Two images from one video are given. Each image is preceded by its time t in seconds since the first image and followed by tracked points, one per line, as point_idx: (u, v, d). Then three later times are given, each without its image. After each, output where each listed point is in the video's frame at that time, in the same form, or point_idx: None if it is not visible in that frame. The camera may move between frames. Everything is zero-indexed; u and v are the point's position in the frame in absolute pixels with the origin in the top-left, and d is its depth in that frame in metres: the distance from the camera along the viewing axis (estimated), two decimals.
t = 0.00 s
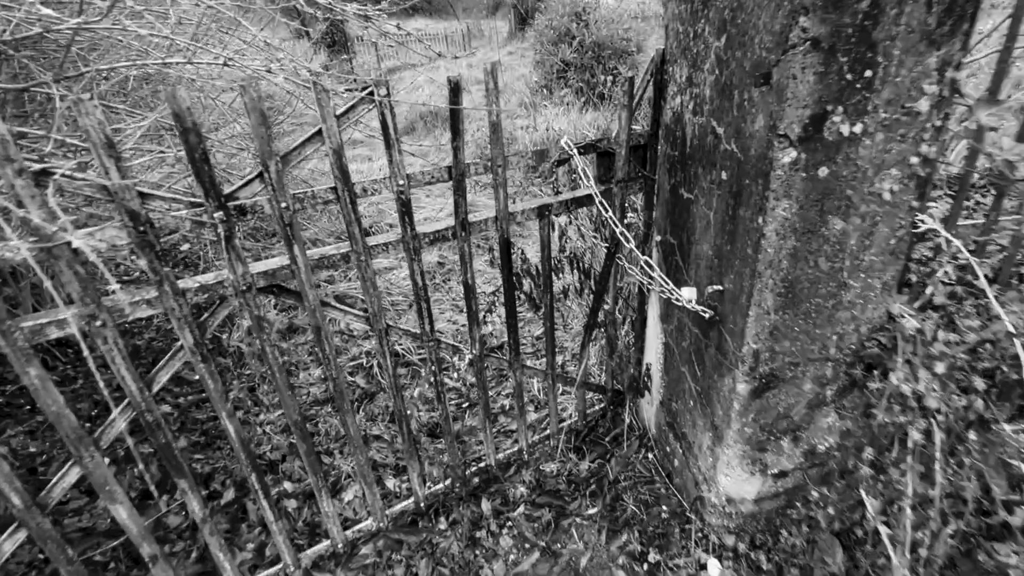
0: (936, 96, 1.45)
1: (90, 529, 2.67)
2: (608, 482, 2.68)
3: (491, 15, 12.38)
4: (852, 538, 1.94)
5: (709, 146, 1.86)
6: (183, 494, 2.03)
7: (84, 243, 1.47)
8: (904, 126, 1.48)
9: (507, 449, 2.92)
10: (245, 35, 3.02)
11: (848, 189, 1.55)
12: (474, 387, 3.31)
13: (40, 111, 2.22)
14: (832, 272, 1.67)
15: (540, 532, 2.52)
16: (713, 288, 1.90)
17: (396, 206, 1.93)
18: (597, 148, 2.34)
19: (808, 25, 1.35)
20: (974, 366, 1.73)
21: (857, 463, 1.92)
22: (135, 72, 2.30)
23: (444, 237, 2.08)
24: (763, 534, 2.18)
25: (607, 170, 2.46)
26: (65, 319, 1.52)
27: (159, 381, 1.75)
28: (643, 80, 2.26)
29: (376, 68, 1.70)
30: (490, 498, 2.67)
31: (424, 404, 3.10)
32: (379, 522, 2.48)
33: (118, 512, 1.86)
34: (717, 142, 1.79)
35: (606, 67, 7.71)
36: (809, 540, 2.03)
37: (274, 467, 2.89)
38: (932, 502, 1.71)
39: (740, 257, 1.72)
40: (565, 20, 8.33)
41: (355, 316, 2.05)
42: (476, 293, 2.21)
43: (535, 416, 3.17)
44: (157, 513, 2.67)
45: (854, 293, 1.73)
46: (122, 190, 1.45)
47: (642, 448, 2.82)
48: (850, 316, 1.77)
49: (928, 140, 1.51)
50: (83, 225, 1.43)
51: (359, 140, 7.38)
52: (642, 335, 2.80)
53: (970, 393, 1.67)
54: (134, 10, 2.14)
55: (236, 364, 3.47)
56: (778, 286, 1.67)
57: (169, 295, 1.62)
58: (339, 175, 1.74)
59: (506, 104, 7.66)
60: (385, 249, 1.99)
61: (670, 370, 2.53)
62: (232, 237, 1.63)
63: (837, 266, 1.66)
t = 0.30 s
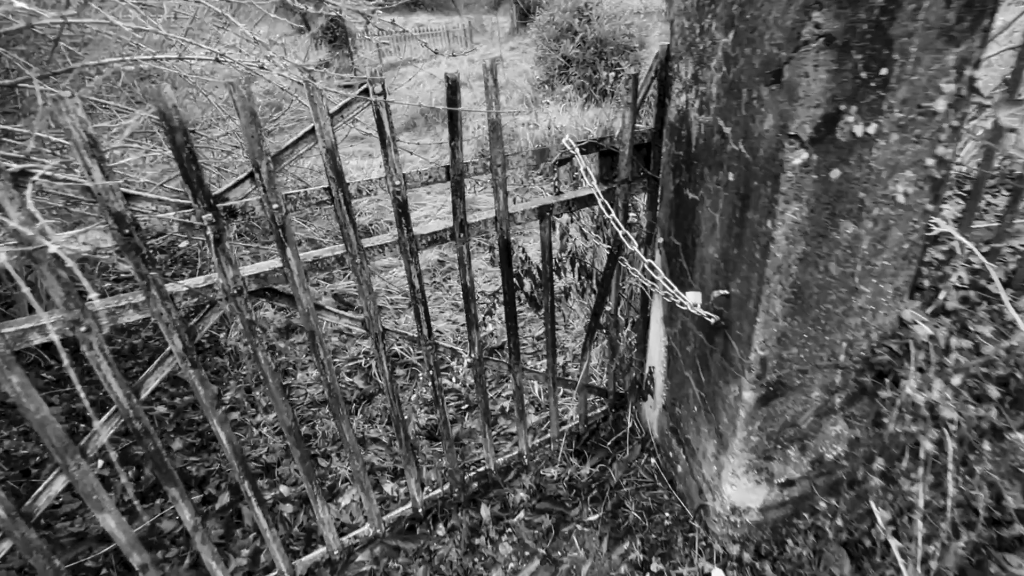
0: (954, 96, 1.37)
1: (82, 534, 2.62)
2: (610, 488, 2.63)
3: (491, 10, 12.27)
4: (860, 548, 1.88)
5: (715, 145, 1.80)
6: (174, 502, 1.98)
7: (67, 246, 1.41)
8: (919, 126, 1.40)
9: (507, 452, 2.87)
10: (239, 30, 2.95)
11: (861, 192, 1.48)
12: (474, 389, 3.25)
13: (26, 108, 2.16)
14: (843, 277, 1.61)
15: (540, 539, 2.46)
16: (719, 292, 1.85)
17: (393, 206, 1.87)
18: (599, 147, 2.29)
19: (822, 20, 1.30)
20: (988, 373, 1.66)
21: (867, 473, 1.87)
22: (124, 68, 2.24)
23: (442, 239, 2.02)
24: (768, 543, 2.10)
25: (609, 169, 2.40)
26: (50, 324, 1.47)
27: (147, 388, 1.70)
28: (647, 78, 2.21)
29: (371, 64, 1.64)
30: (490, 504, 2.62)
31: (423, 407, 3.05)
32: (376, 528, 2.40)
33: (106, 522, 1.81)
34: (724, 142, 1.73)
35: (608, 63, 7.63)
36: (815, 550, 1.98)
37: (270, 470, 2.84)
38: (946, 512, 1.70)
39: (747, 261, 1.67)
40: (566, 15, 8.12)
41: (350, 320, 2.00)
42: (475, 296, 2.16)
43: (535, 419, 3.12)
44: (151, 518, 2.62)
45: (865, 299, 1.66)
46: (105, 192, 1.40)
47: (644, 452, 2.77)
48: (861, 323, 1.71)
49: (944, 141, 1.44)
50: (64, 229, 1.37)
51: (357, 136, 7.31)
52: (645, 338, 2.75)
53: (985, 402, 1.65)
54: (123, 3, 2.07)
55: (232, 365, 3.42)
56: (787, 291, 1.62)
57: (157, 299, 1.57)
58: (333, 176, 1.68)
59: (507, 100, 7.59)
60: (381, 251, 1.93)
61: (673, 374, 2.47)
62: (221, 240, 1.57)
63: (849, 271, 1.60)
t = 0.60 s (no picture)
0: (976, 96, 1.30)
1: (72, 541, 2.57)
2: (612, 496, 2.57)
3: (494, 7, 12.16)
4: (869, 561, 1.81)
5: (722, 146, 1.73)
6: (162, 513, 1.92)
7: (45, 252, 1.34)
8: (938, 128, 1.34)
9: (506, 458, 2.81)
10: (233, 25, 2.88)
11: (876, 197, 1.42)
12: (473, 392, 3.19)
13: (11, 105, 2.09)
14: (856, 284, 1.55)
15: (539, 549, 2.40)
16: (725, 299, 1.78)
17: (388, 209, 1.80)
18: (602, 148, 2.21)
19: (838, 16, 1.23)
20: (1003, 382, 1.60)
21: (878, 487, 1.81)
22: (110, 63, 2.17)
23: (439, 242, 1.96)
24: (774, 556, 2.04)
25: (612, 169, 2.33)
26: (29, 331, 1.41)
27: (132, 397, 1.63)
28: (652, 76, 2.14)
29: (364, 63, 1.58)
30: (488, 512, 2.56)
31: (421, 411, 2.99)
32: (371, 537, 2.35)
33: (91, 534, 1.75)
34: (732, 143, 1.67)
35: (610, 61, 7.55)
36: (824, 564, 1.91)
37: (264, 476, 2.78)
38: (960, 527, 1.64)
39: (756, 268, 1.61)
40: (567, 12, 7.94)
41: (345, 326, 1.94)
42: (473, 300, 2.10)
43: (535, 424, 3.06)
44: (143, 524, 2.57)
45: (877, 308, 1.60)
46: (85, 195, 1.33)
47: (647, 460, 2.71)
48: (873, 332, 1.65)
49: (964, 143, 1.37)
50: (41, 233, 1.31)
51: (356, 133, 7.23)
52: (648, 342, 2.69)
53: (1001, 413, 1.60)
54: None
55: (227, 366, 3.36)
56: (797, 300, 1.55)
57: (141, 305, 1.51)
58: (326, 177, 1.62)
59: (508, 98, 7.50)
60: (376, 255, 1.86)
61: (677, 380, 2.41)
62: (208, 244, 1.51)
63: (862, 278, 1.54)
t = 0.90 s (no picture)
0: (1001, 101, 1.17)
1: (60, 551, 2.50)
2: (613, 507, 2.50)
3: (495, 4, 12.08)
4: None
5: (731, 151, 1.66)
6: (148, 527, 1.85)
7: (18, 262, 1.27)
8: (959, 134, 1.22)
9: (505, 467, 2.75)
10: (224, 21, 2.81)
11: (893, 206, 1.32)
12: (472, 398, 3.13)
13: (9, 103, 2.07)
14: (870, 297, 1.46)
15: (538, 562, 2.34)
16: (733, 310, 1.72)
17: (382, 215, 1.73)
18: (606, 151, 2.12)
19: (857, 15, 1.16)
20: None
21: (891, 509, 1.66)
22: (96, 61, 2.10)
23: (435, 249, 1.89)
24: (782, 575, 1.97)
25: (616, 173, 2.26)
26: (3, 343, 1.34)
27: (115, 410, 1.57)
28: (657, 76, 2.07)
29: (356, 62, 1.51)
30: (486, 523, 2.50)
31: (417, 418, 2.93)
32: (366, 550, 2.29)
33: (74, 552, 1.68)
34: (741, 147, 1.60)
35: (612, 59, 7.47)
36: None
37: (258, 484, 2.71)
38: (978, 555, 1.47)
39: (766, 279, 1.55)
40: (570, 9, 7.92)
41: (338, 335, 1.87)
42: (470, 309, 2.03)
43: (535, 431, 3.00)
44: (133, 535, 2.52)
45: (892, 322, 1.51)
46: (62, 202, 1.25)
47: (649, 470, 2.65)
48: (886, 346, 1.56)
49: (987, 150, 1.25)
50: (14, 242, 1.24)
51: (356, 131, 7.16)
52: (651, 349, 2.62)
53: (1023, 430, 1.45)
54: None
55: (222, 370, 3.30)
56: (809, 312, 1.48)
57: (122, 316, 1.44)
58: (316, 182, 1.55)
59: (510, 96, 7.42)
60: (370, 262, 1.79)
61: (680, 390, 2.35)
62: (192, 252, 1.44)
63: (876, 291, 1.45)
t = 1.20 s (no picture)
0: None
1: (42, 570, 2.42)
2: (615, 528, 2.46)
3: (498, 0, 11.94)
4: None
5: (743, 165, 1.56)
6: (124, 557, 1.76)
7: None
8: (994, 152, 1.00)
9: (503, 485, 2.68)
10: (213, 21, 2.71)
11: (919, 229, 1.14)
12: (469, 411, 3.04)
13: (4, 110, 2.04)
14: (891, 324, 1.25)
15: None
16: (743, 334, 1.62)
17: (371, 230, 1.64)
18: (608, 161, 2.04)
19: (887, 25, 1.06)
20: None
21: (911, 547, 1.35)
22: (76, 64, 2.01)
23: (428, 265, 1.79)
24: None
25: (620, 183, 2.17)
26: None
27: (86, 438, 1.47)
28: (664, 83, 1.97)
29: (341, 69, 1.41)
30: (482, 545, 2.43)
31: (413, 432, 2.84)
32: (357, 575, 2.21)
33: None
34: (754, 162, 1.50)
35: (615, 57, 7.34)
36: None
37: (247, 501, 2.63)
38: None
39: (779, 303, 1.45)
40: (573, 7, 7.79)
41: (326, 355, 1.77)
42: (466, 326, 1.94)
43: (534, 445, 2.91)
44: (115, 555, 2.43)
45: (914, 349, 1.22)
46: (23, 221, 1.15)
47: (652, 489, 2.53)
48: (905, 375, 1.26)
49: None
50: None
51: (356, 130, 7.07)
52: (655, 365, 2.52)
53: None
54: None
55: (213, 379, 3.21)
56: (825, 341, 1.37)
57: (91, 341, 1.34)
58: (301, 198, 1.45)
59: (512, 95, 7.30)
60: (359, 279, 1.71)
61: (685, 409, 2.25)
62: (165, 273, 1.34)
63: (897, 318, 1.23)
